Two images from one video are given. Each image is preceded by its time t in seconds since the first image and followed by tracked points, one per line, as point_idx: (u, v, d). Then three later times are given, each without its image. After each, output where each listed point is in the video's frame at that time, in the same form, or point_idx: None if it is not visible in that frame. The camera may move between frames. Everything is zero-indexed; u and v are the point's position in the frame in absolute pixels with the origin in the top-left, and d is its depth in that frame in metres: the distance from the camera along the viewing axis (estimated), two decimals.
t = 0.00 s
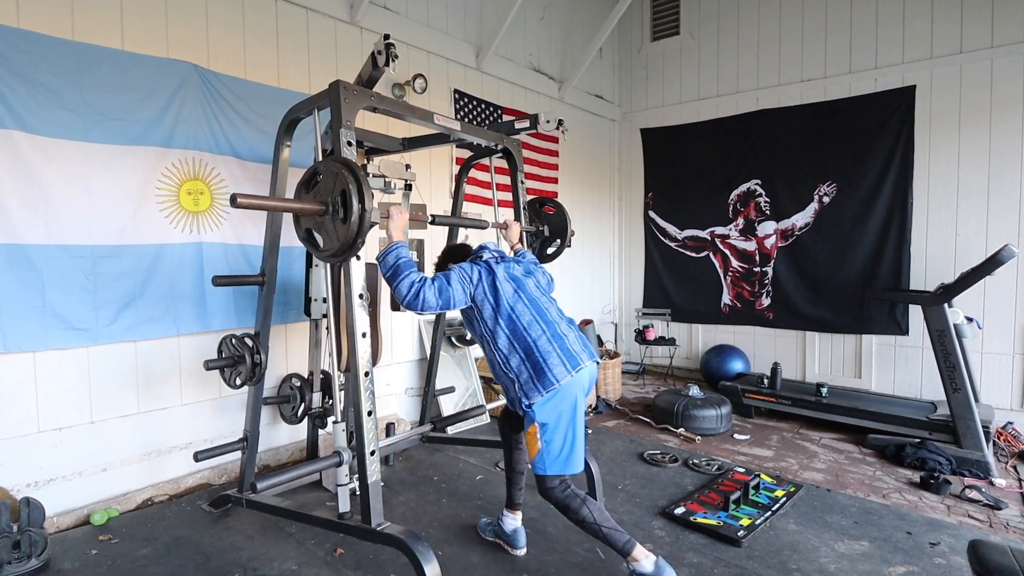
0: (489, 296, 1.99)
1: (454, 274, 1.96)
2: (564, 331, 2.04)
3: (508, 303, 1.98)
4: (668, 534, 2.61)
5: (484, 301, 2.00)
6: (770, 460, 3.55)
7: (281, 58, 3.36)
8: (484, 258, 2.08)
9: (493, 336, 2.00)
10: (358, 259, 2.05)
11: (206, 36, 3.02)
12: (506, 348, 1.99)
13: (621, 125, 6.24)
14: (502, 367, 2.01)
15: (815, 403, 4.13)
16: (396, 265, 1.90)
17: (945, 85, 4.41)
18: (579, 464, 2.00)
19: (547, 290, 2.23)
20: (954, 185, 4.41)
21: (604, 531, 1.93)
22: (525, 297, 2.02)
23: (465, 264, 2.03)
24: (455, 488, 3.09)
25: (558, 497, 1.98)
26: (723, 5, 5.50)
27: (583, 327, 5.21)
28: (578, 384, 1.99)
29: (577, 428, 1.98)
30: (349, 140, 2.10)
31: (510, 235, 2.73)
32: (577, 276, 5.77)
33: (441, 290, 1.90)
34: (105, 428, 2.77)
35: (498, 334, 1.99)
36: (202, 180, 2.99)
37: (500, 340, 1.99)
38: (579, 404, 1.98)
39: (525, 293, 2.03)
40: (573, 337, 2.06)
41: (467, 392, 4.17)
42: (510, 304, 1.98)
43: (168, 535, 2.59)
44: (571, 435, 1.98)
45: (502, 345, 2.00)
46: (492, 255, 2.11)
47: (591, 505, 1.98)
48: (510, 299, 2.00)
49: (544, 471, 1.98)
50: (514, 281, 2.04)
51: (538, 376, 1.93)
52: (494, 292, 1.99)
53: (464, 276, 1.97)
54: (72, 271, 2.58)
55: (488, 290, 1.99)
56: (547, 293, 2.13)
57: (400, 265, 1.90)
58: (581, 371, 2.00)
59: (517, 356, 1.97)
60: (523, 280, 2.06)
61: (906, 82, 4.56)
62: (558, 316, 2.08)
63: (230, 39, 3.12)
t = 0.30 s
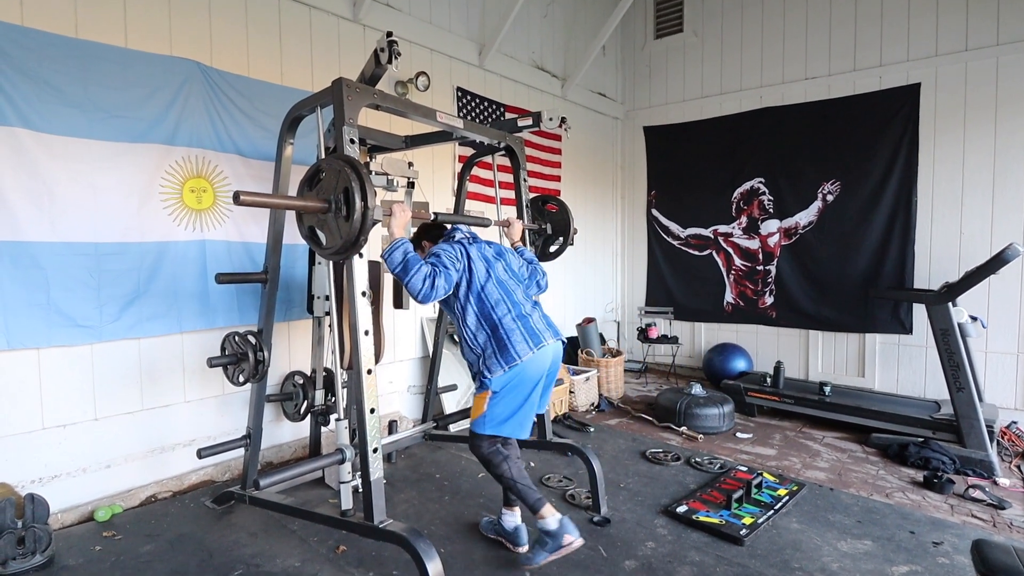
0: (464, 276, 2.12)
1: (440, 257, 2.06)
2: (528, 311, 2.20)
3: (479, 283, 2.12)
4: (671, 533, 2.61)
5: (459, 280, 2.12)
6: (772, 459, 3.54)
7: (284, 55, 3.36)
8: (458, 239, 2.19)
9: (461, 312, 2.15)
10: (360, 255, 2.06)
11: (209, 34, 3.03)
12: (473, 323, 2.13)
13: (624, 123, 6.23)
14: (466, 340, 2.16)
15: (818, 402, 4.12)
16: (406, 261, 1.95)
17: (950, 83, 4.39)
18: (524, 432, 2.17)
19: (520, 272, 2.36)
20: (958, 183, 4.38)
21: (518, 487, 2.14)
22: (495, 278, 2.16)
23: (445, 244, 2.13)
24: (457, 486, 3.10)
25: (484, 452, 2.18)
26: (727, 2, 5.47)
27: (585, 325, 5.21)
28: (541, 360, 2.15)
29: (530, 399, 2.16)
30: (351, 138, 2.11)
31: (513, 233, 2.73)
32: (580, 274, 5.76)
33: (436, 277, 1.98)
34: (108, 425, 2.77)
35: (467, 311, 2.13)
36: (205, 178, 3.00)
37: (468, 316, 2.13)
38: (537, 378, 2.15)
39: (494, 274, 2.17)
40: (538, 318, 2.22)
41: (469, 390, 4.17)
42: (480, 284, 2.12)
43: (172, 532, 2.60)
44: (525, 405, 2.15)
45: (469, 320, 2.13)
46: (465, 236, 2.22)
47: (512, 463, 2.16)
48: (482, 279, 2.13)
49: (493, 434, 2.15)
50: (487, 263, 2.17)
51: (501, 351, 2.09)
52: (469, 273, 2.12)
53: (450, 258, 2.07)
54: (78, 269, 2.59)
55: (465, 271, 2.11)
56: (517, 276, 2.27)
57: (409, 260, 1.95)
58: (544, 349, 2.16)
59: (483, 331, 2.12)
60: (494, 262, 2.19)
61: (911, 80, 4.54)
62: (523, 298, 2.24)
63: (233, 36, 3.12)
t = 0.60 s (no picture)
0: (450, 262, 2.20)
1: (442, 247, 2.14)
2: (506, 298, 2.30)
3: (463, 270, 2.21)
4: (673, 532, 2.60)
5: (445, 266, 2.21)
6: (775, 458, 3.54)
7: (286, 55, 3.36)
8: (446, 227, 2.25)
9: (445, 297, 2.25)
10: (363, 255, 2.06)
11: (212, 33, 3.03)
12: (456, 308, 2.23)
13: (626, 122, 6.23)
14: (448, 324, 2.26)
15: (821, 402, 4.11)
16: (420, 261, 2.05)
17: (953, 82, 4.38)
18: (504, 413, 2.23)
19: (505, 263, 2.45)
20: (961, 183, 4.37)
21: (475, 486, 2.28)
22: (479, 266, 2.25)
23: (436, 231, 2.21)
24: (459, 485, 3.10)
25: (461, 443, 2.25)
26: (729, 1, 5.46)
27: (588, 324, 5.21)
28: (519, 345, 2.23)
29: (510, 382, 2.23)
30: (354, 137, 2.10)
31: (514, 233, 2.72)
32: (582, 273, 5.76)
33: (448, 271, 2.12)
34: (111, 424, 2.78)
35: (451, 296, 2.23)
36: (207, 177, 3.00)
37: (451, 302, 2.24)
38: (516, 362, 2.22)
39: (479, 262, 2.27)
40: (517, 305, 2.32)
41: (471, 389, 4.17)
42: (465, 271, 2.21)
43: (174, 531, 2.60)
44: (506, 387, 2.22)
45: (452, 306, 2.25)
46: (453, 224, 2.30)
47: (479, 462, 2.27)
48: (466, 265, 2.22)
49: (475, 416, 2.21)
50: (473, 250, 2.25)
51: (479, 334, 2.17)
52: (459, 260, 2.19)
53: (448, 246, 2.15)
54: (81, 268, 2.59)
55: (457, 258, 2.18)
56: (500, 266, 2.37)
57: (422, 260, 2.05)
58: (522, 334, 2.25)
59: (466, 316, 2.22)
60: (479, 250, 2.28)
61: (914, 79, 4.53)
62: (504, 287, 2.34)
63: (236, 36, 3.13)
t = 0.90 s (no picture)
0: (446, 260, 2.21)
1: (439, 247, 2.15)
2: (497, 295, 2.31)
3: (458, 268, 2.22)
4: (675, 532, 2.60)
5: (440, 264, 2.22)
6: (777, 458, 3.53)
7: (288, 55, 3.36)
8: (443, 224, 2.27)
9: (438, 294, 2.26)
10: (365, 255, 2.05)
11: (214, 32, 3.03)
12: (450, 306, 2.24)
13: (627, 122, 6.22)
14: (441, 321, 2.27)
15: (823, 401, 4.11)
16: (419, 264, 2.05)
17: (956, 82, 4.37)
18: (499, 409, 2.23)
19: (500, 259, 2.45)
20: (964, 182, 4.36)
21: (475, 484, 2.28)
22: (473, 265, 2.26)
23: (432, 228, 2.21)
24: (460, 485, 3.09)
25: (460, 441, 2.24)
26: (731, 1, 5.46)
27: (589, 324, 5.21)
28: (509, 341, 2.23)
29: (503, 380, 2.22)
30: (356, 136, 2.10)
31: (515, 233, 2.72)
32: (584, 273, 5.76)
33: (446, 273, 2.13)
34: (113, 423, 2.78)
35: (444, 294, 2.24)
36: (210, 177, 3.00)
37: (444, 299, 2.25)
38: (507, 359, 2.23)
39: (473, 260, 2.27)
40: (507, 301, 2.33)
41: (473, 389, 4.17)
42: (458, 269, 2.21)
43: (177, 530, 2.61)
44: (499, 385, 2.22)
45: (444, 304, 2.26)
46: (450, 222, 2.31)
47: (478, 460, 2.26)
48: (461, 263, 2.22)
49: (471, 415, 2.21)
50: (468, 249, 2.26)
51: (470, 331, 2.19)
52: (455, 259, 2.20)
53: (445, 246, 2.16)
54: (83, 267, 2.60)
55: (453, 257, 2.19)
56: (494, 263, 2.37)
57: (421, 263, 2.05)
58: (512, 329, 2.25)
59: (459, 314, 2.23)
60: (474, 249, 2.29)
61: (917, 78, 4.52)
62: (496, 284, 2.35)
63: (238, 35, 3.13)
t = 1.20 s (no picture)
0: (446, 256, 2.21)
1: (440, 243, 2.15)
2: (494, 292, 2.32)
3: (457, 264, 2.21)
4: (676, 531, 2.60)
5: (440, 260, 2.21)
6: (779, 458, 3.53)
7: (290, 55, 3.36)
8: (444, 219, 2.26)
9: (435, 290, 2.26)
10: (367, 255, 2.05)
11: (217, 32, 3.03)
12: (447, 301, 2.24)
13: (630, 121, 6.22)
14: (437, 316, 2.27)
15: (826, 401, 4.10)
16: (420, 262, 2.04)
17: (959, 81, 4.36)
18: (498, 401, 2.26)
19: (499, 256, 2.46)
20: (967, 182, 4.35)
21: (475, 482, 2.29)
22: (472, 262, 2.26)
23: (434, 223, 2.21)
24: (462, 484, 3.10)
25: (459, 439, 2.24)
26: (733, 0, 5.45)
27: (591, 323, 5.21)
28: (504, 338, 2.24)
29: (498, 376, 2.24)
30: (358, 136, 2.10)
31: (516, 232, 2.72)
32: (586, 272, 5.75)
33: (446, 270, 2.13)
34: (116, 422, 2.79)
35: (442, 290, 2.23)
36: (212, 177, 3.01)
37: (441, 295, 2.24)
38: (502, 356, 2.24)
39: (472, 257, 2.28)
40: (503, 300, 2.34)
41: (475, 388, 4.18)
42: (458, 266, 2.21)
43: (179, 529, 2.62)
44: (495, 381, 2.23)
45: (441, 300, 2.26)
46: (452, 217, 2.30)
47: (477, 458, 2.27)
48: (461, 260, 2.22)
49: (469, 411, 2.21)
50: (468, 245, 2.26)
51: (466, 328, 2.18)
52: (455, 256, 2.20)
53: (446, 243, 2.16)
54: (87, 266, 2.60)
55: (453, 254, 2.19)
56: (493, 260, 2.38)
57: (421, 260, 2.04)
58: (507, 327, 2.26)
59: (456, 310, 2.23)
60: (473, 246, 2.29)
61: (919, 77, 4.51)
62: (493, 282, 2.35)
63: (241, 35, 3.13)
